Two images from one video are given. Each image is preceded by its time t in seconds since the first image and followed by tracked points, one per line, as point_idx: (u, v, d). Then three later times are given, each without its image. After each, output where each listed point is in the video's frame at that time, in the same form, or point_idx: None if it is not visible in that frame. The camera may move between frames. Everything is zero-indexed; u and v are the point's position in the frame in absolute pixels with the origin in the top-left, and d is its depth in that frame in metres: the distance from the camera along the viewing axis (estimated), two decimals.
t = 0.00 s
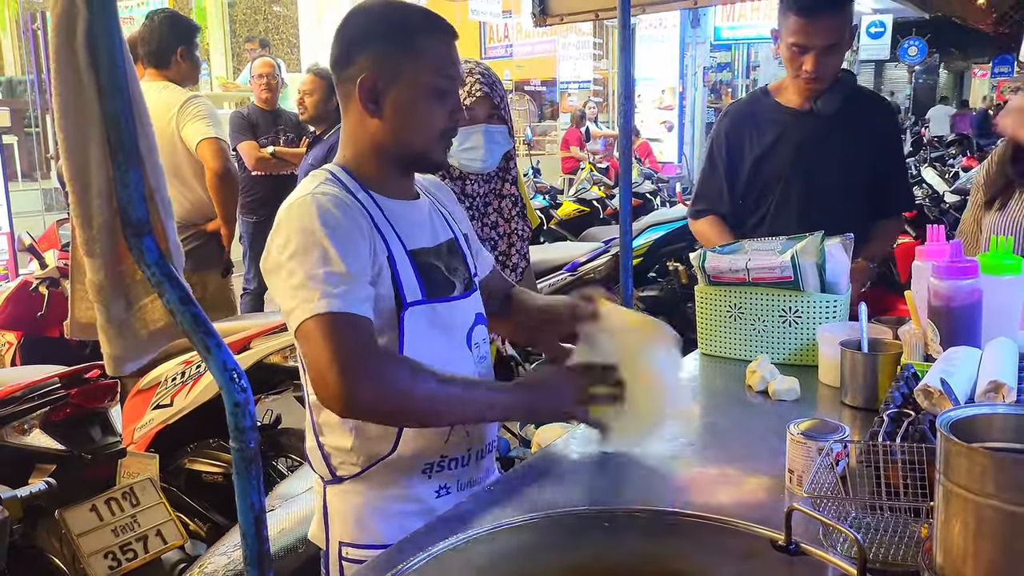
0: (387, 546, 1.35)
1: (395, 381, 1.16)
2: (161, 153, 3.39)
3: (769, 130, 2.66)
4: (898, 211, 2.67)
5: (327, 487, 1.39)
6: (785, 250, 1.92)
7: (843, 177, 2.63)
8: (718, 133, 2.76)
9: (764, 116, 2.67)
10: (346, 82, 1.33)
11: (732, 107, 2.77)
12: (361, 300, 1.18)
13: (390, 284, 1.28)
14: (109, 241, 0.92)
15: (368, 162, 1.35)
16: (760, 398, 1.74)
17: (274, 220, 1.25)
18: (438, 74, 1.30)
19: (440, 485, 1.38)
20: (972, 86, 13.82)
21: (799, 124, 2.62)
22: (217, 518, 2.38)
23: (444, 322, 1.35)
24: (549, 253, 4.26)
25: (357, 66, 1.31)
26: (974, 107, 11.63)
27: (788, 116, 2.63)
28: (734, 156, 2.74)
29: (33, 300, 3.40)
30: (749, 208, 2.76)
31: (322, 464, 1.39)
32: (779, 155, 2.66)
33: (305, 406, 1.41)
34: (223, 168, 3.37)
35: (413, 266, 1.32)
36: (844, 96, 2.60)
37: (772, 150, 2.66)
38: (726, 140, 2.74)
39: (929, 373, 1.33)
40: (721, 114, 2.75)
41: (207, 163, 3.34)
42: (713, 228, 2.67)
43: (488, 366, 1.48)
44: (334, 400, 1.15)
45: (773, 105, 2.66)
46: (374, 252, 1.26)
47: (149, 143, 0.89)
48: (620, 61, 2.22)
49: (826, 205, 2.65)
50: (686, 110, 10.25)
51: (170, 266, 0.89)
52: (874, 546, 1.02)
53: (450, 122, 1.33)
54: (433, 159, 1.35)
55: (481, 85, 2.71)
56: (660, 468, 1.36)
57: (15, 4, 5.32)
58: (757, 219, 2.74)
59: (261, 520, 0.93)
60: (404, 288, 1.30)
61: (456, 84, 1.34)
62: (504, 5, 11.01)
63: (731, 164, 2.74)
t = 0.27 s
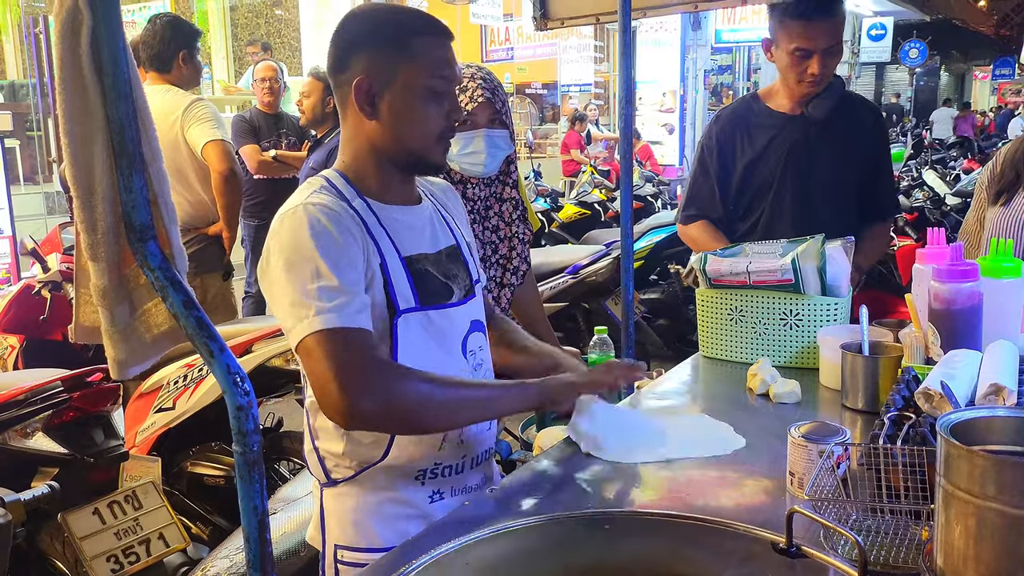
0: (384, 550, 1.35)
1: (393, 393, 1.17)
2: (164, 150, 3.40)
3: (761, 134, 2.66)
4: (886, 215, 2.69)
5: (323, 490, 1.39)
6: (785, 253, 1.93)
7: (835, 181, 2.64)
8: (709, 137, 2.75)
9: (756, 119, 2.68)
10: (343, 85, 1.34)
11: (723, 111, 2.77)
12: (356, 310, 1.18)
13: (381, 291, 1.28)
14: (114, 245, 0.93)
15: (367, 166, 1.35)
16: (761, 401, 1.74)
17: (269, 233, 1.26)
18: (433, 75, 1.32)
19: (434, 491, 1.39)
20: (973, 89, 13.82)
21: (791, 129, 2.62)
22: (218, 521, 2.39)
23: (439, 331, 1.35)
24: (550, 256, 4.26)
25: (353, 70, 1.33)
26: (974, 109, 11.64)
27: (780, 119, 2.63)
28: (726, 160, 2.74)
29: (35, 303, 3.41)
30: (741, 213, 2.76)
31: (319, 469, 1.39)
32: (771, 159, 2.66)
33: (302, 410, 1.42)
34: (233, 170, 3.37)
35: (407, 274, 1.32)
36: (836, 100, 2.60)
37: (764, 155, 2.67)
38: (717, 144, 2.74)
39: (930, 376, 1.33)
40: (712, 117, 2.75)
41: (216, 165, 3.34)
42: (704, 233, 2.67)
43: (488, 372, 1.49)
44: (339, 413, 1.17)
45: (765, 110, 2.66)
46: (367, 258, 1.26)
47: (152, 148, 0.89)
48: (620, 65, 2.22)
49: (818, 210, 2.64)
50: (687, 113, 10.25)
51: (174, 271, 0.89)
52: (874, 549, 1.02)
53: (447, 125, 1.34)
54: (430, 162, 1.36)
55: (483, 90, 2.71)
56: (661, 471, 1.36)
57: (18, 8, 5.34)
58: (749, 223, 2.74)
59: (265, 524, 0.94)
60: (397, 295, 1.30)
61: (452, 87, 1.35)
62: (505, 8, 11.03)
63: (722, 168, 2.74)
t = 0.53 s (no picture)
0: (387, 553, 1.36)
1: (406, 377, 1.16)
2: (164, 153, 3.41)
3: (757, 139, 2.65)
4: (875, 215, 2.74)
5: (325, 493, 1.39)
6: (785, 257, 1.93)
7: (829, 184, 2.66)
8: (703, 144, 2.73)
9: (750, 125, 2.67)
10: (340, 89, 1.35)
11: (715, 117, 2.75)
12: (360, 300, 1.18)
13: (400, 286, 1.30)
14: (115, 249, 0.93)
15: (367, 170, 1.36)
16: (761, 405, 1.74)
17: (273, 237, 1.26)
18: (430, 80, 1.32)
19: (437, 492, 1.39)
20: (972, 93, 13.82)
21: (786, 133, 2.62)
22: (218, 525, 2.39)
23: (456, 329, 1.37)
24: (551, 259, 4.26)
25: (351, 77, 1.33)
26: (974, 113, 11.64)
27: (775, 124, 2.63)
28: (721, 166, 2.72)
29: (36, 307, 3.41)
30: (738, 218, 2.75)
31: (322, 472, 1.39)
32: (767, 164, 2.66)
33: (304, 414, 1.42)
34: (232, 174, 3.38)
35: (425, 273, 1.35)
36: (827, 104, 2.62)
37: (760, 160, 2.66)
38: (711, 150, 2.72)
39: (930, 380, 1.33)
40: (706, 124, 2.73)
41: (214, 169, 3.34)
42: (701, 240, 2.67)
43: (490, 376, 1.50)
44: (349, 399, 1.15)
45: (759, 115, 2.66)
46: (377, 255, 1.28)
47: (153, 152, 0.90)
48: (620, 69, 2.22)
49: (814, 213, 2.66)
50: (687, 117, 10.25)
51: (175, 276, 0.89)
52: (874, 553, 1.02)
53: (445, 130, 1.34)
54: (429, 166, 1.36)
55: (481, 95, 2.73)
56: (661, 474, 1.37)
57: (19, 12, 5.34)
58: (745, 230, 2.74)
59: (265, 528, 0.94)
60: (421, 292, 1.32)
61: (449, 91, 1.35)
62: (505, 13, 11.03)
63: (717, 174, 2.72)
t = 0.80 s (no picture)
0: (389, 554, 1.36)
1: (401, 393, 1.17)
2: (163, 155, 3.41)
3: (755, 140, 2.66)
4: (876, 214, 2.73)
5: (329, 494, 1.39)
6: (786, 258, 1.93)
7: (829, 183, 2.66)
8: (701, 145, 2.74)
9: (748, 126, 2.68)
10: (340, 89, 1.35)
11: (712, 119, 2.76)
12: (362, 308, 1.18)
13: (402, 288, 1.30)
14: (116, 250, 0.93)
15: (367, 172, 1.36)
16: (762, 406, 1.74)
17: (273, 240, 1.26)
18: (429, 81, 1.32)
19: (442, 492, 1.39)
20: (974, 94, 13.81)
21: (783, 134, 2.63)
22: (219, 526, 2.40)
23: (450, 330, 1.37)
24: (552, 260, 4.27)
25: (351, 77, 1.33)
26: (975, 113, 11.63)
27: (773, 125, 2.64)
28: (719, 168, 2.73)
29: (37, 308, 3.42)
30: (737, 220, 2.75)
31: (326, 474, 1.39)
32: (765, 165, 2.67)
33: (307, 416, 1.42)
34: (224, 175, 3.39)
35: (422, 273, 1.34)
36: (823, 105, 2.63)
37: (758, 161, 2.67)
38: (710, 153, 2.73)
39: (930, 381, 1.33)
40: (703, 126, 2.74)
41: (207, 170, 3.35)
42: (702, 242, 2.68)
43: (489, 373, 1.51)
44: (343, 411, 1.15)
45: (755, 117, 2.67)
46: (378, 255, 1.28)
47: (154, 154, 0.90)
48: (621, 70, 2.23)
49: (813, 213, 2.66)
50: (688, 118, 10.25)
51: (176, 277, 0.89)
52: (874, 554, 1.03)
53: (444, 130, 1.34)
54: (429, 167, 1.36)
55: (481, 96, 2.73)
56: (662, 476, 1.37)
57: (21, 13, 5.35)
58: (746, 231, 2.74)
59: (265, 530, 0.94)
60: (420, 292, 1.32)
61: (449, 92, 1.35)
62: (506, 14, 11.03)
63: (716, 176, 2.73)
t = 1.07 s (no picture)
0: (387, 555, 1.36)
1: (406, 393, 1.17)
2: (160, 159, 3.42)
3: (750, 142, 2.67)
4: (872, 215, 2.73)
5: (326, 497, 1.39)
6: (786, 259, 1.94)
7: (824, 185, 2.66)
8: (696, 148, 2.76)
9: (742, 128, 2.69)
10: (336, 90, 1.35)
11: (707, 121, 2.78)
12: (361, 309, 1.18)
13: (398, 290, 1.30)
14: (114, 251, 0.93)
15: (366, 173, 1.36)
16: (761, 407, 1.74)
17: (267, 250, 1.26)
18: (427, 79, 1.32)
19: (436, 496, 1.39)
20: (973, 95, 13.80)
21: (778, 134, 2.64)
22: (219, 527, 2.40)
23: (449, 332, 1.37)
24: (552, 262, 4.27)
25: (347, 78, 1.33)
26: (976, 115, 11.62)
27: (767, 126, 2.65)
28: (715, 171, 2.75)
29: (37, 310, 3.42)
30: (734, 222, 2.76)
31: (322, 475, 1.39)
32: (761, 167, 2.67)
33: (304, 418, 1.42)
34: (217, 179, 3.39)
35: (421, 274, 1.34)
36: (817, 105, 2.64)
37: (754, 163, 2.68)
38: (705, 156, 2.75)
39: (930, 382, 1.33)
40: (699, 128, 2.76)
41: (200, 174, 3.36)
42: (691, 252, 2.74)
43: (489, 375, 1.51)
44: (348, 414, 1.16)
45: (750, 118, 2.68)
46: (373, 257, 1.27)
47: (154, 155, 0.90)
48: (620, 72, 2.22)
49: (810, 213, 2.66)
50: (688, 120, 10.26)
51: (175, 278, 0.90)
52: (873, 555, 1.02)
53: (442, 128, 1.35)
54: (426, 168, 1.36)
55: (480, 98, 2.72)
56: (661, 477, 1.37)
57: (21, 15, 5.36)
58: (742, 234, 2.74)
59: (265, 530, 0.94)
60: (415, 294, 1.32)
61: (445, 93, 1.35)
62: (506, 15, 11.04)
63: (712, 179, 2.75)
